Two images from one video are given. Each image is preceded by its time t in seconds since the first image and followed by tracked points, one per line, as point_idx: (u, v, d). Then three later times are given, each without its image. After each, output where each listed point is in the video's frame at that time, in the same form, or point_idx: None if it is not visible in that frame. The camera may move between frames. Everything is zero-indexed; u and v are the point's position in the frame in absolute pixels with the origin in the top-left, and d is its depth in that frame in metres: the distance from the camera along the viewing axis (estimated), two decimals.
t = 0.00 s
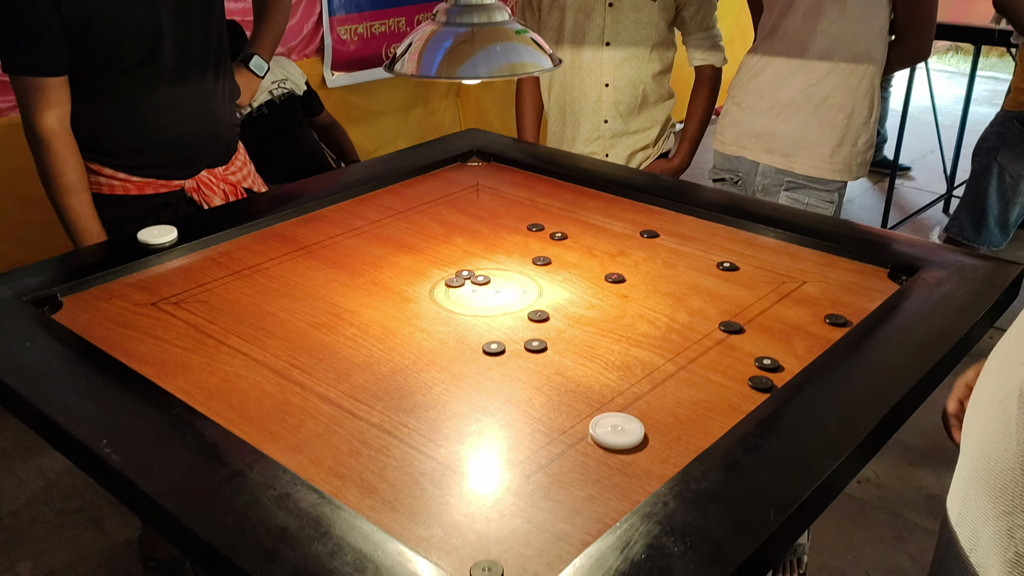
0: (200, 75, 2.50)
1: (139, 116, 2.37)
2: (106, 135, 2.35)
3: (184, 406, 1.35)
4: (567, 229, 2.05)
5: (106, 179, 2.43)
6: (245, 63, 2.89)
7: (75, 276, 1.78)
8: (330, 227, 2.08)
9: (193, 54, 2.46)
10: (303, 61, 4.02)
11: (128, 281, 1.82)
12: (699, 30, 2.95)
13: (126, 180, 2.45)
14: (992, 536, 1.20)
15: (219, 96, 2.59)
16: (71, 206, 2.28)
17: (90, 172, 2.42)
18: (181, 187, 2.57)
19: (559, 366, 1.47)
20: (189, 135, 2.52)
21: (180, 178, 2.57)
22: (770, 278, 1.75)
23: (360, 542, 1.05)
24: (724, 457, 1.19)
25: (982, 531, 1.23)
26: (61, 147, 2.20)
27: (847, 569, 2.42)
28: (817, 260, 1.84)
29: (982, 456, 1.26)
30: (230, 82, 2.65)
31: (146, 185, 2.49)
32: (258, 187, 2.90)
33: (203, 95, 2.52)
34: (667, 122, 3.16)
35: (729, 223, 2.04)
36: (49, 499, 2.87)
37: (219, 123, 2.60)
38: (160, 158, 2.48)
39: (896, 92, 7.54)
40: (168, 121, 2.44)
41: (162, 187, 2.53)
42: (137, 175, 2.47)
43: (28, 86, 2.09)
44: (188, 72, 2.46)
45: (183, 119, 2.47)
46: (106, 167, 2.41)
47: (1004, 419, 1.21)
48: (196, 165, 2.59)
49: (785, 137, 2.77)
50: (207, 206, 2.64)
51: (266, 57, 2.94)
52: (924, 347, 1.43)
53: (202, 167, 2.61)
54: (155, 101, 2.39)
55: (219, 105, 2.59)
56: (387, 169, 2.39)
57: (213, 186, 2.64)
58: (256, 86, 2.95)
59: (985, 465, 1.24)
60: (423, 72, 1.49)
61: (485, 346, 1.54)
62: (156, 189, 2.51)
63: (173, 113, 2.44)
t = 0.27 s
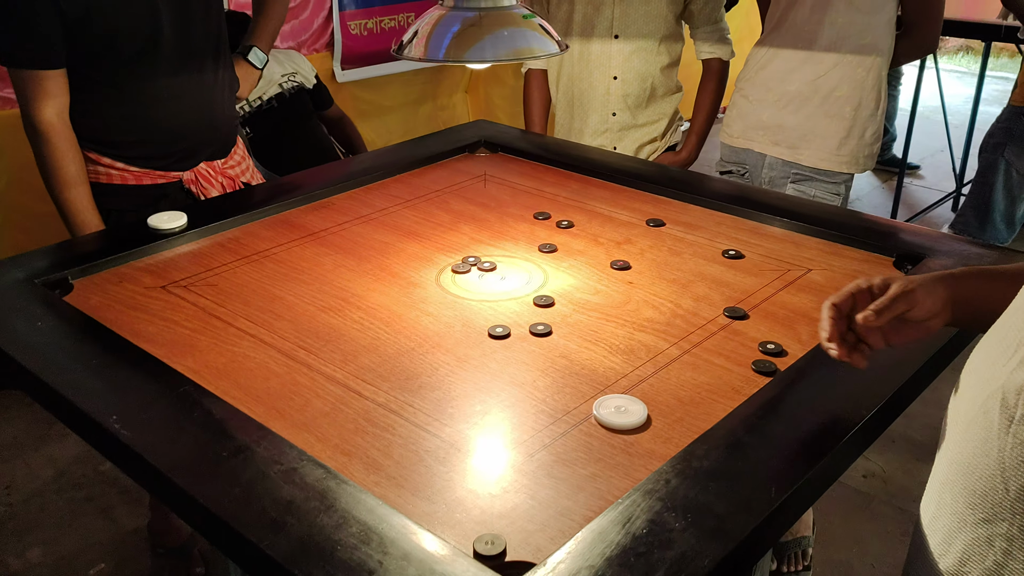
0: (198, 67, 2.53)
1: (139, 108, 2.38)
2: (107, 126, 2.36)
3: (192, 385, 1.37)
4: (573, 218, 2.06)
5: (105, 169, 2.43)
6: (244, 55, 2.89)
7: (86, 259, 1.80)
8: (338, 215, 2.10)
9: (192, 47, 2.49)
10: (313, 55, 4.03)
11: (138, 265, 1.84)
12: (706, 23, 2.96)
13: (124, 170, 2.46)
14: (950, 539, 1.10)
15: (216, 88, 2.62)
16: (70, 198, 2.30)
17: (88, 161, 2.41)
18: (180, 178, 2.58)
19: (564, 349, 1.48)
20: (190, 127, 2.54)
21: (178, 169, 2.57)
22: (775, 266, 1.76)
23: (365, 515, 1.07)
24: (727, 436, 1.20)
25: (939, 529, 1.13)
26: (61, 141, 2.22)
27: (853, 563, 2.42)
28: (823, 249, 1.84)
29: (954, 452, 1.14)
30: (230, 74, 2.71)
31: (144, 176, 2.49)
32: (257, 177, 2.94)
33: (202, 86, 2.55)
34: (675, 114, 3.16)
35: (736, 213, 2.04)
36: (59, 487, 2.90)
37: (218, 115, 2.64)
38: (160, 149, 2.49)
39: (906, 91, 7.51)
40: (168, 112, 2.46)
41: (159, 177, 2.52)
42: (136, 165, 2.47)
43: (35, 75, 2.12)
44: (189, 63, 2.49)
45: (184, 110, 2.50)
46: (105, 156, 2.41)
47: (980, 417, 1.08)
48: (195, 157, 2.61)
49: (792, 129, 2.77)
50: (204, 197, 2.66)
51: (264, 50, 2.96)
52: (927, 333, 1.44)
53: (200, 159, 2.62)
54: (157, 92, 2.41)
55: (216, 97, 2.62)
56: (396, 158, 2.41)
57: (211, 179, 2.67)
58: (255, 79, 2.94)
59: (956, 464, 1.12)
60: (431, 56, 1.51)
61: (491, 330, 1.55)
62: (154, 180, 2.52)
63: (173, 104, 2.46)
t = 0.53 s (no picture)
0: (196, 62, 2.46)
1: (133, 102, 2.33)
2: (104, 120, 2.31)
3: (211, 366, 1.39)
4: (586, 207, 2.08)
5: (97, 161, 2.38)
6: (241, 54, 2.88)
7: (106, 245, 1.83)
8: (353, 203, 2.12)
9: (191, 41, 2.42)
10: (328, 48, 4.05)
11: (156, 251, 1.87)
12: (719, 15, 2.96)
13: (117, 163, 2.41)
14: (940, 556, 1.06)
15: (214, 83, 2.55)
16: (64, 193, 2.22)
17: (82, 153, 2.36)
18: (174, 173, 2.53)
19: (576, 334, 1.50)
20: (186, 122, 2.47)
21: (173, 165, 2.52)
22: (787, 254, 1.77)
23: (382, 491, 1.09)
24: (740, 417, 1.21)
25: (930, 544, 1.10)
26: (56, 135, 2.16)
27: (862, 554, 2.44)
28: (835, 238, 1.85)
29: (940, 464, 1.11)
30: (226, 67, 2.65)
31: (137, 169, 2.44)
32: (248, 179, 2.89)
33: (202, 83, 2.49)
34: (688, 106, 3.16)
35: (748, 202, 2.05)
36: (76, 473, 2.93)
37: (218, 113, 2.58)
38: (157, 145, 2.44)
39: (920, 87, 7.47)
40: (166, 108, 2.40)
41: (152, 171, 2.48)
42: (130, 158, 2.42)
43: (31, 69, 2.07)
44: (190, 58, 2.43)
45: (182, 106, 2.44)
46: (98, 149, 2.36)
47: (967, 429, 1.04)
48: (192, 154, 2.56)
49: (804, 120, 2.77)
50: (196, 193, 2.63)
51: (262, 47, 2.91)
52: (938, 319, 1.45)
53: (196, 155, 2.57)
54: (155, 86, 2.35)
55: (215, 94, 2.56)
56: (409, 148, 2.42)
57: (205, 176, 2.63)
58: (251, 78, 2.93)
59: (943, 476, 1.08)
60: (446, 42, 1.52)
61: (504, 315, 1.56)
62: (147, 174, 2.47)
63: (173, 99, 2.41)
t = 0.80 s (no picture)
0: (195, 61, 2.41)
1: (131, 101, 2.27)
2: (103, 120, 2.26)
3: (236, 349, 1.42)
4: (602, 199, 2.10)
5: (95, 161, 2.32)
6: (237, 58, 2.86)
7: (131, 233, 1.87)
8: (372, 193, 2.15)
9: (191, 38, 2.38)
10: (345, 43, 4.09)
11: (179, 239, 1.90)
12: (735, 9, 2.97)
13: (116, 162, 2.35)
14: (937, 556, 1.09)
15: (213, 83, 2.50)
16: (58, 194, 2.17)
17: (79, 152, 2.30)
18: (173, 173, 2.48)
19: (592, 321, 1.52)
20: (184, 123, 2.42)
21: (171, 166, 2.46)
22: (802, 245, 1.78)
23: (403, 469, 1.12)
24: (755, 400, 1.24)
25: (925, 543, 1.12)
26: (52, 134, 2.11)
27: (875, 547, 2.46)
28: (849, 230, 1.87)
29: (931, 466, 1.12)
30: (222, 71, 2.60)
31: (137, 169, 2.39)
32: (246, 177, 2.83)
33: (202, 82, 2.45)
34: (703, 101, 3.18)
35: (763, 194, 2.07)
36: (97, 460, 2.98)
37: (217, 113, 2.53)
38: (154, 145, 2.38)
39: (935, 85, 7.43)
40: (164, 107, 2.35)
41: (151, 171, 2.43)
42: (128, 158, 2.36)
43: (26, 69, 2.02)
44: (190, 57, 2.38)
45: (180, 106, 2.38)
46: (96, 148, 2.31)
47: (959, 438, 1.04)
48: (190, 155, 2.49)
49: (820, 115, 2.78)
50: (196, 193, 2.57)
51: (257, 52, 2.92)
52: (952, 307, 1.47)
53: (195, 156, 2.51)
54: (154, 86, 2.30)
55: (215, 93, 2.51)
56: (427, 140, 2.45)
57: (204, 176, 2.57)
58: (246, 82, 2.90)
59: (935, 478, 1.10)
60: (466, 33, 1.54)
61: (522, 302, 1.59)
62: (147, 173, 2.41)
63: (172, 99, 2.36)
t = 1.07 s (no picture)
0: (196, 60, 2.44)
1: (133, 101, 2.29)
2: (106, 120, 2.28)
3: (244, 342, 1.45)
4: (607, 196, 2.12)
5: (99, 160, 2.34)
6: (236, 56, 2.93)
7: (141, 228, 1.89)
8: (380, 190, 2.18)
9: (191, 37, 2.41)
10: (354, 42, 4.11)
11: (189, 235, 1.93)
12: (741, 8, 2.97)
13: (119, 162, 2.36)
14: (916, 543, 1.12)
15: (214, 82, 2.53)
16: (55, 195, 2.19)
17: (82, 153, 2.32)
18: (176, 171, 2.49)
19: (596, 315, 1.54)
20: (186, 122, 2.44)
21: (175, 164, 2.48)
22: (804, 242, 1.80)
23: (408, 459, 1.14)
24: (758, 391, 1.25)
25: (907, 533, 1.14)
26: (53, 134, 2.14)
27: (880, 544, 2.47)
28: (852, 226, 1.88)
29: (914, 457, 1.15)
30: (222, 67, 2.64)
31: (140, 168, 2.40)
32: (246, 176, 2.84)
33: (202, 80, 2.47)
34: (709, 100, 3.20)
35: (768, 191, 2.08)
36: (107, 456, 3.01)
37: (218, 112, 2.55)
38: (157, 144, 2.40)
39: (944, 85, 7.41)
40: (165, 106, 2.37)
41: (156, 170, 2.44)
42: (132, 157, 2.37)
43: (33, 66, 2.06)
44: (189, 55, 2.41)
45: (182, 105, 2.40)
46: (100, 148, 2.32)
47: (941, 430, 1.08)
48: (193, 153, 2.51)
49: (826, 113, 2.79)
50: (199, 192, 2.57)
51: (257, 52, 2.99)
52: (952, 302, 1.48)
53: (198, 154, 2.53)
54: (155, 85, 2.32)
55: (216, 92, 2.54)
56: (434, 138, 2.47)
57: (208, 173, 2.57)
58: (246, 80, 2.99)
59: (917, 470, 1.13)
60: (473, 30, 1.57)
61: (526, 297, 1.61)
62: (150, 172, 2.42)
63: (174, 98, 2.38)
